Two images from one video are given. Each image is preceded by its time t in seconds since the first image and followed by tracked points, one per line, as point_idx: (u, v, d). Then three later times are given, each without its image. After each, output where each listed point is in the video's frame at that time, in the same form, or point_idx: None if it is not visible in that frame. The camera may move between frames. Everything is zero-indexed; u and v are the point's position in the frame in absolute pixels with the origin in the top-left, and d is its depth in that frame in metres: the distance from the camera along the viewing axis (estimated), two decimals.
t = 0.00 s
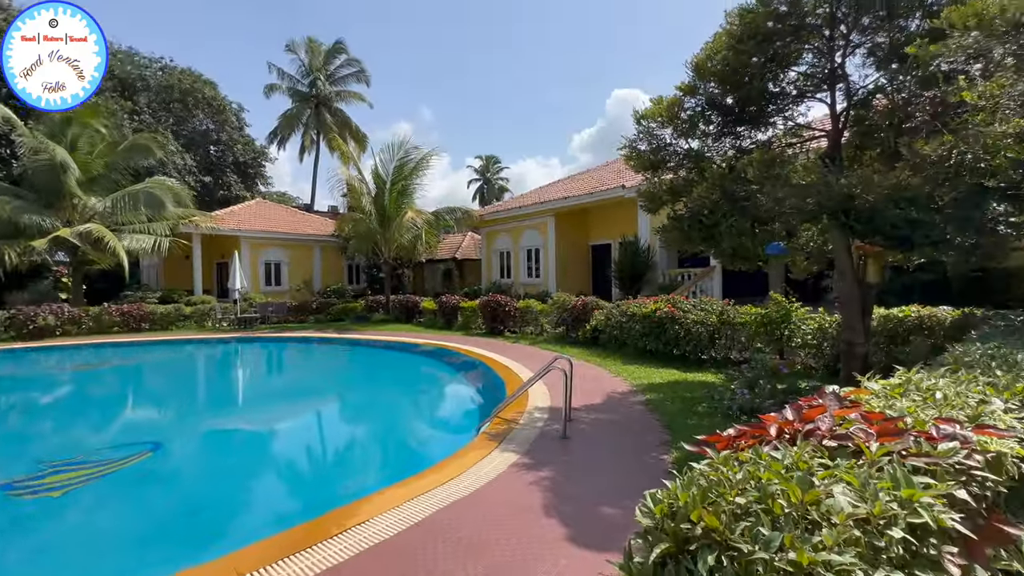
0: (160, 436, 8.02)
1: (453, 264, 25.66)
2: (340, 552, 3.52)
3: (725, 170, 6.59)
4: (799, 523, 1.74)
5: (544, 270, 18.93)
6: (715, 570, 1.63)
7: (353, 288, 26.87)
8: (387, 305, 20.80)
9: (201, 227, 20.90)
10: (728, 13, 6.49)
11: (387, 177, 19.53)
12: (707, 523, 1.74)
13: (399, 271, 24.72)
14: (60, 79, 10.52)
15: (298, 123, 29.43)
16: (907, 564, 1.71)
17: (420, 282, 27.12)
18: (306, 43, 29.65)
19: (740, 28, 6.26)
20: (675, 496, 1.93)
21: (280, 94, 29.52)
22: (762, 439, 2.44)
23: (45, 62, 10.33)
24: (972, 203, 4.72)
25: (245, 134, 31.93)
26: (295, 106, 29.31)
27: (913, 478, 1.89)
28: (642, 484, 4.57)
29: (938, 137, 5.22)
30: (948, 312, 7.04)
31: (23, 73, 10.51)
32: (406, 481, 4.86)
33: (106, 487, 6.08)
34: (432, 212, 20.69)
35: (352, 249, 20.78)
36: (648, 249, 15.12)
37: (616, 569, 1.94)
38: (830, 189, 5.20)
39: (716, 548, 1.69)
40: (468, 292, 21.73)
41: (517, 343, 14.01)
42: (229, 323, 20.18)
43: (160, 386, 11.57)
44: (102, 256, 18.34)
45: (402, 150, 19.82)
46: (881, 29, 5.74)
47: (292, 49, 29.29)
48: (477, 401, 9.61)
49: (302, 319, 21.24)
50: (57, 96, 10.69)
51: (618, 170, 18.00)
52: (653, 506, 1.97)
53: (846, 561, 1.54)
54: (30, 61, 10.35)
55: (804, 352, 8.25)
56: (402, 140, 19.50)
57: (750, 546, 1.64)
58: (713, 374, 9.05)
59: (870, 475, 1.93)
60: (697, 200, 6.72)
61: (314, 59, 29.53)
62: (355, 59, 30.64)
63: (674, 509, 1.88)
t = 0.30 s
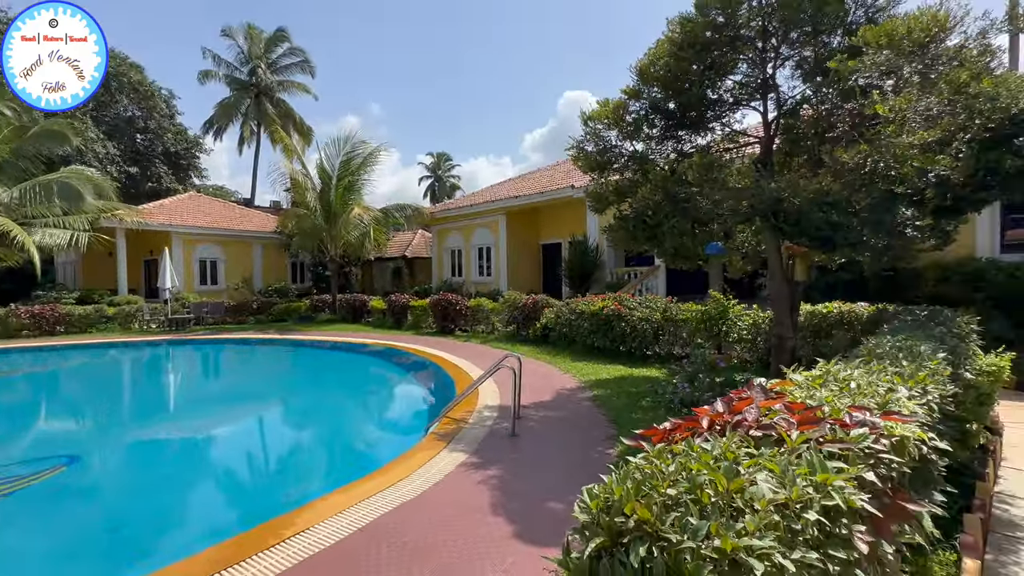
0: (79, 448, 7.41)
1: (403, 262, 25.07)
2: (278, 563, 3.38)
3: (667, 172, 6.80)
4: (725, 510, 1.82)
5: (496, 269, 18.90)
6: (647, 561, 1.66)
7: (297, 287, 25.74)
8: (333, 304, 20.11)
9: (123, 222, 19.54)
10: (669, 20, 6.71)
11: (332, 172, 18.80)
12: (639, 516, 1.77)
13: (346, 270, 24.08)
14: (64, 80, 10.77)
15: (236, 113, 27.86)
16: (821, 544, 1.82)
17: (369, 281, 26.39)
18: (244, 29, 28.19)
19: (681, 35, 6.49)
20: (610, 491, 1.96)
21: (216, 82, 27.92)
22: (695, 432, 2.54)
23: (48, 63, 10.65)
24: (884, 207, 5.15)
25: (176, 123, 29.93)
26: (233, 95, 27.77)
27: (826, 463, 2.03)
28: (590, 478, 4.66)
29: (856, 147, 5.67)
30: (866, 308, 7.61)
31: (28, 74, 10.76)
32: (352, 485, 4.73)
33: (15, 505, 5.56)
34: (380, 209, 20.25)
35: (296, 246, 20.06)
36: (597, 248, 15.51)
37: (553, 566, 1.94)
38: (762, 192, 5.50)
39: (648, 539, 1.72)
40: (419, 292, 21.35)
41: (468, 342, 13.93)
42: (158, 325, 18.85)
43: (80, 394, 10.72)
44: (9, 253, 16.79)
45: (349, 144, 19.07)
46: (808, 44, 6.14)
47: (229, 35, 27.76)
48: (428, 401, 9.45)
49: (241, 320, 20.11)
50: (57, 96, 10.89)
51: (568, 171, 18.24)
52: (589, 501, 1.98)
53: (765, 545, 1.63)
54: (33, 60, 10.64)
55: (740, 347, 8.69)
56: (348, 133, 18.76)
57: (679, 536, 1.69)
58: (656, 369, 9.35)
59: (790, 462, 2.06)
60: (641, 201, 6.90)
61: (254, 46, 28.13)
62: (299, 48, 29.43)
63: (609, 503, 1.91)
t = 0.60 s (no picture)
0: None
1: (353, 260, 24.14)
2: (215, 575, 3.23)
3: (615, 173, 6.96)
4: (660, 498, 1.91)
5: (449, 266, 18.73)
6: (585, 552, 1.71)
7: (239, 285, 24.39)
8: (278, 303, 19.28)
9: (38, 214, 17.51)
10: (617, 24, 6.87)
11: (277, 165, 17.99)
12: (578, 508, 1.81)
13: (293, 266, 23.42)
14: (60, 79, 7.92)
15: (171, 100, 26.14)
16: (748, 526, 1.94)
17: (318, 278, 25.61)
18: (179, 10, 26.40)
19: (628, 39, 6.66)
20: (552, 485, 1.99)
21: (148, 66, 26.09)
22: (635, 424, 2.63)
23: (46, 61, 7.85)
24: (813, 209, 5.49)
25: (101, 108, 27.78)
26: (167, 80, 26.01)
27: (754, 450, 2.15)
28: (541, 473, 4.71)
29: (787, 152, 6.01)
30: (798, 303, 8.07)
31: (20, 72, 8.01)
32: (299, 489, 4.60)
33: None
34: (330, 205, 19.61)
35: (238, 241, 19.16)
36: (550, 246, 15.67)
37: (496, 561, 1.96)
38: (703, 194, 5.72)
39: (585, 531, 1.76)
40: (371, 289, 20.89)
41: (421, 340, 13.76)
42: (81, 326, 17.52)
43: None
44: None
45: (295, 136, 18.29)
46: (745, 53, 6.44)
47: (162, 15, 25.97)
48: (380, 401, 9.26)
49: (175, 320, 19.00)
50: (57, 97, 7.98)
51: (521, 169, 18.28)
52: (531, 495, 2.01)
53: (695, 530, 1.72)
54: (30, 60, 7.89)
55: (684, 342, 8.99)
56: (294, 124, 17.97)
57: (616, 526, 1.75)
58: (605, 364, 9.57)
59: (721, 450, 2.17)
60: (591, 200, 7.00)
61: (190, 29, 26.45)
62: (239, 33, 27.93)
63: (550, 497, 1.94)
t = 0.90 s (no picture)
0: None
1: (304, 256, 23.28)
2: None
3: (569, 171, 7.03)
4: (604, 490, 1.96)
5: (404, 264, 18.42)
6: (530, 546, 1.74)
7: (178, 283, 23.02)
8: (221, 302, 18.38)
9: None
10: (570, 24, 6.94)
11: (219, 157, 17.13)
12: (524, 503, 1.82)
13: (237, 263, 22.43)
14: (59, 80, 7.79)
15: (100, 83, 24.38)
16: (688, 513, 2.02)
17: (266, 276, 24.56)
18: None
19: (581, 39, 6.76)
20: (498, 481, 2.00)
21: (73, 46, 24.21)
22: (583, 418, 2.67)
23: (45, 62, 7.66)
24: (754, 210, 5.76)
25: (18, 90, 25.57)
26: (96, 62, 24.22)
27: (694, 440, 2.24)
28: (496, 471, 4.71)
29: (731, 155, 6.26)
30: (741, 299, 8.43)
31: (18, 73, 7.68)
32: (242, 496, 4.41)
33: None
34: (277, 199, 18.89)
35: (176, 237, 18.14)
36: (506, 244, 15.68)
37: (443, 559, 1.97)
38: (652, 193, 5.89)
39: (530, 525, 1.79)
40: (321, 287, 20.20)
41: (374, 339, 13.47)
42: None
43: None
44: None
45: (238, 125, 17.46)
46: (693, 59, 6.63)
47: None
48: (332, 402, 8.99)
49: (105, 320, 17.85)
50: (57, 98, 7.80)
51: (477, 166, 18.18)
52: (478, 492, 2.01)
53: (637, 520, 1.78)
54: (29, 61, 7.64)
55: (636, 337, 9.21)
56: (236, 114, 17.12)
57: (560, 519, 1.79)
58: (559, 360, 9.68)
59: (663, 441, 2.24)
60: (545, 198, 7.00)
61: (122, 9, 24.72)
62: (177, 15, 26.32)
63: (496, 494, 1.95)
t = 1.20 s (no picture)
0: None
1: (257, 254, 22.41)
2: None
3: (529, 169, 7.06)
4: (555, 485, 1.98)
5: (363, 261, 18.05)
6: (480, 545, 1.76)
7: (118, 282, 21.83)
8: (167, 301, 17.48)
9: None
10: (530, 22, 6.97)
11: (163, 148, 16.30)
12: (475, 502, 1.83)
13: (184, 261, 21.40)
14: (60, 80, 7.73)
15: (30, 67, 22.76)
16: (638, 505, 2.07)
17: (215, 275, 23.58)
18: None
19: (541, 38, 6.80)
20: (450, 480, 1.99)
21: None
22: (537, 414, 2.70)
23: (46, 63, 7.62)
24: (706, 209, 5.94)
25: None
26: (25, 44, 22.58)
27: (645, 434, 2.29)
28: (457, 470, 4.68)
29: (684, 156, 6.42)
30: (695, 296, 8.69)
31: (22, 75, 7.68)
32: (187, 505, 4.22)
33: None
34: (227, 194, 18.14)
35: (115, 233, 17.15)
36: (467, 241, 15.60)
37: (395, 561, 1.96)
38: (610, 192, 6.00)
39: (481, 524, 1.80)
40: (275, 286, 19.61)
41: (332, 339, 13.15)
42: None
43: None
44: None
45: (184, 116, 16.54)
46: (649, 61, 6.78)
47: None
48: (286, 405, 8.71)
49: (36, 322, 16.71)
50: (56, 97, 7.81)
51: (436, 163, 17.99)
52: (429, 492, 1.99)
53: (586, 514, 1.81)
54: (31, 62, 7.62)
55: (596, 334, 9.34)
56: (180, 103, 16.21)
57: (510, 516, 1.80)
58: (521, 357, 9.72)
59: (615, 435, 2.28)
60: (505, 196, 7.06)
61: None
62: None
63: (447, 493, 1.94)
